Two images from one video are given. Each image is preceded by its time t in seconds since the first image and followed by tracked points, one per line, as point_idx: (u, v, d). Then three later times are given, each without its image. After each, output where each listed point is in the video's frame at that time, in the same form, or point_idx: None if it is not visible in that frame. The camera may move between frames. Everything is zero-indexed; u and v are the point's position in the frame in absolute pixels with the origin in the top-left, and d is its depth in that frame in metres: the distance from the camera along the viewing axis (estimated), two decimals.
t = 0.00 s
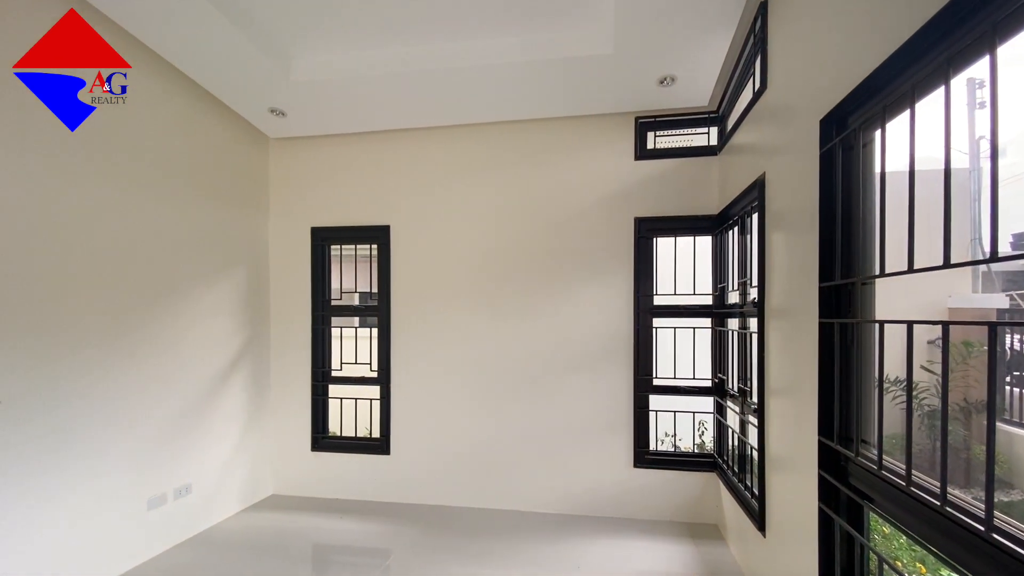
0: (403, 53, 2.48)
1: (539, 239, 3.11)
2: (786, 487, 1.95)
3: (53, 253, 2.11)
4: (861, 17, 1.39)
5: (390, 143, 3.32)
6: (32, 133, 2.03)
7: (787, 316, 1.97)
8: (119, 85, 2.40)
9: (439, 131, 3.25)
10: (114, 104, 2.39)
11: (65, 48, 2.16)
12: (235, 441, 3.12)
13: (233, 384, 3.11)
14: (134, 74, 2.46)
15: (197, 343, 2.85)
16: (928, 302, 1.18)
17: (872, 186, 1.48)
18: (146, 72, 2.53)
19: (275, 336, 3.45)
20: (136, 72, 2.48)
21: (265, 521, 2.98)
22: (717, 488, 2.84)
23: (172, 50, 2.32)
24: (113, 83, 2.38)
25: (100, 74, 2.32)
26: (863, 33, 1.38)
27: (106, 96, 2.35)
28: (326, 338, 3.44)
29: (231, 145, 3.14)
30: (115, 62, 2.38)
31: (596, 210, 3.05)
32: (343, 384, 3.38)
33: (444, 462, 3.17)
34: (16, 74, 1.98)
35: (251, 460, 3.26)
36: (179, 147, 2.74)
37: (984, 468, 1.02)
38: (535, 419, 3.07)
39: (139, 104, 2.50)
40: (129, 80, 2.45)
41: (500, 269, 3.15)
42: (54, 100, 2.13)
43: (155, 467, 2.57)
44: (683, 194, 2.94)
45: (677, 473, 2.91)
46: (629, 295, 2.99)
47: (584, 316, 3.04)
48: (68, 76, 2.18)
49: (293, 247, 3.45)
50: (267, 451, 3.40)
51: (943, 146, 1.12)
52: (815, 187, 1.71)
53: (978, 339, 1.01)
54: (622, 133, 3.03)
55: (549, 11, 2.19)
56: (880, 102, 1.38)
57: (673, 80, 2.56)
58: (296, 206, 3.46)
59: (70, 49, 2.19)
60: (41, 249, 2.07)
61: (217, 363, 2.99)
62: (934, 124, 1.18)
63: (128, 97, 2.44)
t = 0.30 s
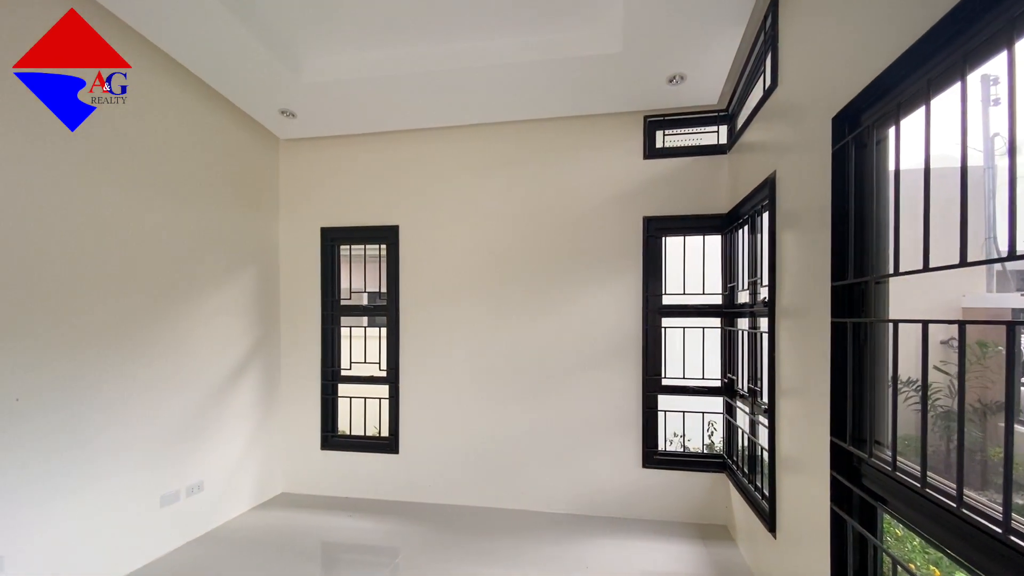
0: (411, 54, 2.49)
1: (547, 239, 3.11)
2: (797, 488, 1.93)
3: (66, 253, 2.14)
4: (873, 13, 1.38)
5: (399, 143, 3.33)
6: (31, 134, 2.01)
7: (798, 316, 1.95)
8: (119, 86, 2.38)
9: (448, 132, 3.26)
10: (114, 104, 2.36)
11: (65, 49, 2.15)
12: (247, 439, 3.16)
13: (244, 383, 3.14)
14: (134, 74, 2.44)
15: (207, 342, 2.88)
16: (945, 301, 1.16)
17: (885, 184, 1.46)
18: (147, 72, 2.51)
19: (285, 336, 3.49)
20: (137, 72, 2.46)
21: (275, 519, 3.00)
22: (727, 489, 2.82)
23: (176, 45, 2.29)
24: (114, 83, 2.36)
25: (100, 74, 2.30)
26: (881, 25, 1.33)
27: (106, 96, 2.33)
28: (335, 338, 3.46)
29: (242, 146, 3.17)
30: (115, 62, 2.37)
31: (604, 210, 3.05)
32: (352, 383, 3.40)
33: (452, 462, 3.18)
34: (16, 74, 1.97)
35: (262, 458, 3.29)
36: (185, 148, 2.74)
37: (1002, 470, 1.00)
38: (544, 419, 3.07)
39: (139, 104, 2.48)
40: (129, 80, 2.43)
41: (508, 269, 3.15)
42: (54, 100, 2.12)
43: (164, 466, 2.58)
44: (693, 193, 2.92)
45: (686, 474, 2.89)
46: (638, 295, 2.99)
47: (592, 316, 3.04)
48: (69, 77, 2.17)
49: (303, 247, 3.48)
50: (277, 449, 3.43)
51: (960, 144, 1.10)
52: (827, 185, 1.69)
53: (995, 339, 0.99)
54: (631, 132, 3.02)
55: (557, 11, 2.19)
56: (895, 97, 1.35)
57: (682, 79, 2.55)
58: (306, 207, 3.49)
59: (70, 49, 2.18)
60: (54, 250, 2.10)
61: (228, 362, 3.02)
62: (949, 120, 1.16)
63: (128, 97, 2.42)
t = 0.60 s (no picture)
0: (420, 55, 2.51)
1: (555, 239, 3.11)
2: (807, 489, 1.92)
3: (80, 254, 2.18)
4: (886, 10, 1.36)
5: (408, 143, 3.35)
6: (30, 135, 1.99)
7: (809, 316, 1.93)
8: (119, 85, 2.35)
9: (456, 132, 3.27)
10: (114, 104, 2.33)
11: (65, 48, 2.12)
12: (257, 437, 3.19)
13: (255, 382, 3.17)
14: (134, 74, 2.41)
15: (219, 342, 2.91)
16: (960, 300, 1.14)
17: (899, 182, 1.44)
18: (147, 72, 2.48)
19: (295, 336, 3.52)
20: (143, 74, 2.46)
21: (286, 517, 3.03)
22: (737, 490, 2.81)
23: (178, 38, 2.25)
24: (113, 83, 2.33)
25: (99, 74, 2.27)
26: (900, 19, 1.29)
27: (105, 96, 2.30)
28: (345, 337, 3.49)
29: (253, 148, 3.21)
30: (115, 62, 2.33)
31: (613, 210, 3.04)
32: (362, 383, 3.42)
33: (461, 461, 3.19)
34: (16, 74, 1.95)
35: (272, 456, 3.33)
36: (191, 149, 2.74)
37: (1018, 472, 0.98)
38: (552, 419, 3.07)
39: (140, 104, 2.45)
40: (130, 81, 2.40)
41: (516, 269, 3.15)
42: (54, 100, 2.09)
43: (175, 464, 2.61)
44: (702, 192, 2.90)
45: (696, 475, 2.88)
46: (647, 294, 2.98)
47: (601, 316, 3.03)
48: (68, 76, 2.14)
49: (313, 248, 3.51)
50: (288, 447, 3.47)
51: (976, 141, 1.08)
52: (840, 184, 1.67)
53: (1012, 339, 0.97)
54: (639, 131, 3.01)
55: (565, 10, 2.19)
56: (910, 94, 1.33)
57: (691, 78, 2.54)
58: (316, 208, 3.52)
59: (70, 49, 2.15)
60: (70, 250, 2.14)
61: (239, 362, 3.06)
62: (965, 117, 1.14)
63: (128, 97, 2.39)
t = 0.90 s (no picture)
0: (428, 56, 2.52)
1: (563, 239, 3.11)
2: (818, 491, 1.90)
3: (96, 255, 2.22)
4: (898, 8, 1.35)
5: (417, 144, 3.37)
6: (29, 135, 1.97)
7: (821, 316, 1.91)
8: (119, 85, 2.33)
9: (465, 133, 3.29)
10: (114, 104, 2.31)
11: (65, 48, 2.10)
12: (269, 436, 3.23)
13: (265, 382, 3.21)
14: (134, 74, 2.38)
15: (230, 342, 2.94)
16: (976, 300, 1.13)
17: (912, 180, 1.42)
18: (153, 73, 2.48)
19: (306, 336, 3.56)
20: (156, 77, 2.50)
21: (296, 516, 3.06)
22: (747, 492, 2.79)
23: (178, 33, 2.23)
24: (113, 83, 2.30)
25: (100, 74, 2.25)
26: (913, 15, 1.28)
27: (105, 96, 2.27)
28: (355, 338, 3.51)
29: (263, 149, 3.25)
30: (115, 61, 2.31)
31: (621, 210, 3.03)
32: (371, 382, 3.45)
33: (470, 461, 3.20)
34: (16, 74, 1.93)
35: (283, 455, 3.36)
36: (199, 151, 2.76)
37: None
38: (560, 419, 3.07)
39: (140, 104, 2.42)
40: (130, 80, 2.38)
41: (524, 269, 3.16)
42: (54, 100, 2.06)
43: (184, 464, 2.62)
44: (711, 191, 2.89)
45: (705, 476, 2.86)
46: (655, 295, 2.97)
47: (609, 316, 3.03)
48: (68, 76, 2.12)
49: (323, 249, 3.55)
50: (298, 446, 3.50)
51: (991, 138, 1.07)
52: (851, 183, 1.66)
53: None
54: (648, 131, 3.00)
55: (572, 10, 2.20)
56: (923, 92, 1.32)
57: (700, 77, 2.53)
58: (326, 209, 3.56)
59: (70, 49, 2.12)
60: (82, 251, 2.16)
61: (250, 361, 3.09)
62: (980, 115, 1.12)
63: (128, 97, 2.36)
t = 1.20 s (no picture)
0: (436, 57, 2.54)
1: (571, 240, 3.11)
2: (829, 493, 1.88)
3: (111, 257, 2.26)
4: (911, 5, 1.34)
5: (425, 145, 3.39)
6: (29, 135, 1.96)
7: (832, 317, 1.89)
8: (119, 85, 2.31)
9: (473, 134, 3.30)
10: (114, 104, 2.29)
11: (65, 49, 2.09)
12: (279, 435, 3.26)
13: (276, 381, 3.24)
14: (135, 74, 2.37)
15: (241, 343, 2.98)
16: (990, 300, 1.11)
17: (925, 180, 1.41)
18: (164, 76, 2.51)
19: (315, 336, 3.59)
20: (168, 80, 2.54)
21: (306, 514, 3.09)
22: (756, 493, 2.77)
23: (181, 31, 2.22)
24: (113, 83, 2.29)
25: (100, 74, 2.23)
26: (925, 12, 1.27)
27: (105, 96, 2.25)
28: (364, 338, 3.54)
29: (273, 151, 3.28)
30: (115, 61, 2.29)
31: (629, 210, 3.03)
32: (380, 382, 3.47)
33: (478, 460, 3.21)
34: (16, 74, 1.92)
35: (293, 454, 3.40)
36: (209, 153, 2.79)
37: None
38: (568, 419, 3.07)
39: (141, 104, 2.41)
40: (130, 80, 2.36)
41: (532, 270, 3.17)
42: (53, 100, 2.05)
43: (195, 463, 2.65)
44: (720, 191, 2.87)
45: (714, 477, 2.85)
46: (664, 295, 2.96)
47: (617, 316, 3.02)
48: (67, 76, 2.10)
49: (333, 249, 3.58)
50: (308, 445, 3.53)
51: (1006, 137, 1.06)
52: (863, 182, 1.64)
53: None
54: (656, 131, 3.00)
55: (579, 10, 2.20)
56: (936, 91, 1.31)
57: (709, 76, 2.51)
58: (335, 210, 3.59)
59: (70, 49, 2.11)
60: (96, 253, 2.20)
61: (261, 361, 3.13)
62: (995, 113, 1.11)
63: (128, 97, 2.35)
